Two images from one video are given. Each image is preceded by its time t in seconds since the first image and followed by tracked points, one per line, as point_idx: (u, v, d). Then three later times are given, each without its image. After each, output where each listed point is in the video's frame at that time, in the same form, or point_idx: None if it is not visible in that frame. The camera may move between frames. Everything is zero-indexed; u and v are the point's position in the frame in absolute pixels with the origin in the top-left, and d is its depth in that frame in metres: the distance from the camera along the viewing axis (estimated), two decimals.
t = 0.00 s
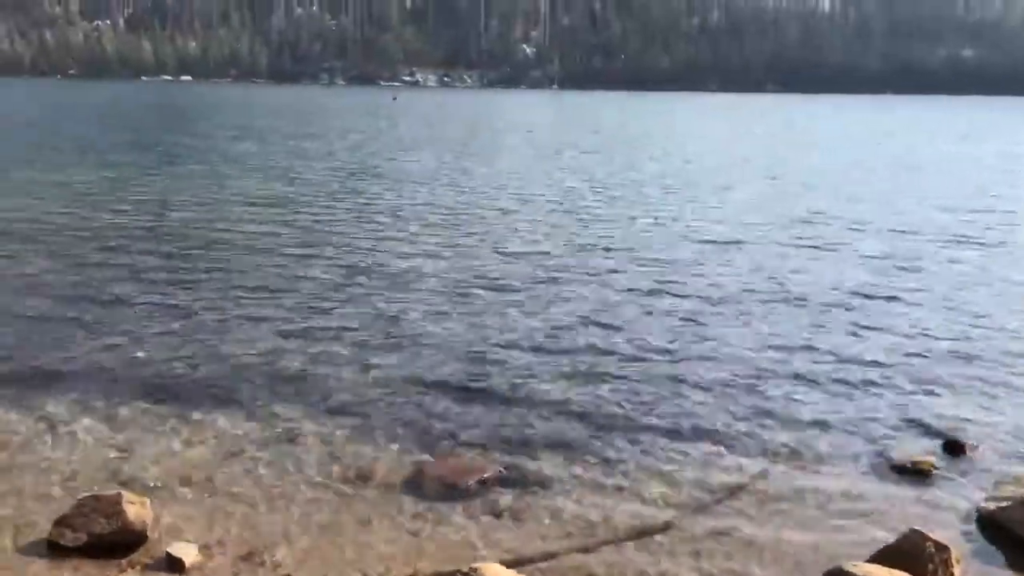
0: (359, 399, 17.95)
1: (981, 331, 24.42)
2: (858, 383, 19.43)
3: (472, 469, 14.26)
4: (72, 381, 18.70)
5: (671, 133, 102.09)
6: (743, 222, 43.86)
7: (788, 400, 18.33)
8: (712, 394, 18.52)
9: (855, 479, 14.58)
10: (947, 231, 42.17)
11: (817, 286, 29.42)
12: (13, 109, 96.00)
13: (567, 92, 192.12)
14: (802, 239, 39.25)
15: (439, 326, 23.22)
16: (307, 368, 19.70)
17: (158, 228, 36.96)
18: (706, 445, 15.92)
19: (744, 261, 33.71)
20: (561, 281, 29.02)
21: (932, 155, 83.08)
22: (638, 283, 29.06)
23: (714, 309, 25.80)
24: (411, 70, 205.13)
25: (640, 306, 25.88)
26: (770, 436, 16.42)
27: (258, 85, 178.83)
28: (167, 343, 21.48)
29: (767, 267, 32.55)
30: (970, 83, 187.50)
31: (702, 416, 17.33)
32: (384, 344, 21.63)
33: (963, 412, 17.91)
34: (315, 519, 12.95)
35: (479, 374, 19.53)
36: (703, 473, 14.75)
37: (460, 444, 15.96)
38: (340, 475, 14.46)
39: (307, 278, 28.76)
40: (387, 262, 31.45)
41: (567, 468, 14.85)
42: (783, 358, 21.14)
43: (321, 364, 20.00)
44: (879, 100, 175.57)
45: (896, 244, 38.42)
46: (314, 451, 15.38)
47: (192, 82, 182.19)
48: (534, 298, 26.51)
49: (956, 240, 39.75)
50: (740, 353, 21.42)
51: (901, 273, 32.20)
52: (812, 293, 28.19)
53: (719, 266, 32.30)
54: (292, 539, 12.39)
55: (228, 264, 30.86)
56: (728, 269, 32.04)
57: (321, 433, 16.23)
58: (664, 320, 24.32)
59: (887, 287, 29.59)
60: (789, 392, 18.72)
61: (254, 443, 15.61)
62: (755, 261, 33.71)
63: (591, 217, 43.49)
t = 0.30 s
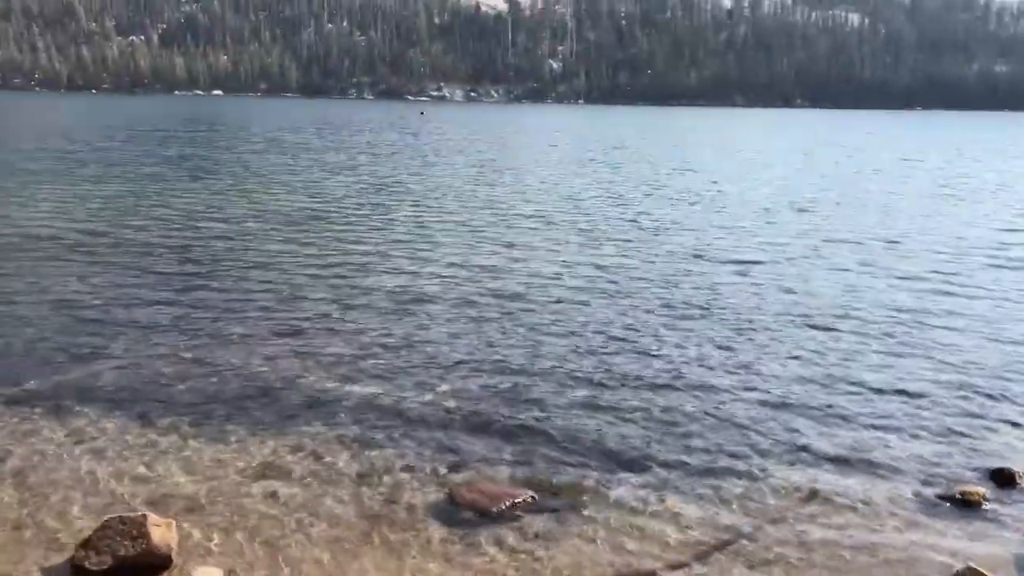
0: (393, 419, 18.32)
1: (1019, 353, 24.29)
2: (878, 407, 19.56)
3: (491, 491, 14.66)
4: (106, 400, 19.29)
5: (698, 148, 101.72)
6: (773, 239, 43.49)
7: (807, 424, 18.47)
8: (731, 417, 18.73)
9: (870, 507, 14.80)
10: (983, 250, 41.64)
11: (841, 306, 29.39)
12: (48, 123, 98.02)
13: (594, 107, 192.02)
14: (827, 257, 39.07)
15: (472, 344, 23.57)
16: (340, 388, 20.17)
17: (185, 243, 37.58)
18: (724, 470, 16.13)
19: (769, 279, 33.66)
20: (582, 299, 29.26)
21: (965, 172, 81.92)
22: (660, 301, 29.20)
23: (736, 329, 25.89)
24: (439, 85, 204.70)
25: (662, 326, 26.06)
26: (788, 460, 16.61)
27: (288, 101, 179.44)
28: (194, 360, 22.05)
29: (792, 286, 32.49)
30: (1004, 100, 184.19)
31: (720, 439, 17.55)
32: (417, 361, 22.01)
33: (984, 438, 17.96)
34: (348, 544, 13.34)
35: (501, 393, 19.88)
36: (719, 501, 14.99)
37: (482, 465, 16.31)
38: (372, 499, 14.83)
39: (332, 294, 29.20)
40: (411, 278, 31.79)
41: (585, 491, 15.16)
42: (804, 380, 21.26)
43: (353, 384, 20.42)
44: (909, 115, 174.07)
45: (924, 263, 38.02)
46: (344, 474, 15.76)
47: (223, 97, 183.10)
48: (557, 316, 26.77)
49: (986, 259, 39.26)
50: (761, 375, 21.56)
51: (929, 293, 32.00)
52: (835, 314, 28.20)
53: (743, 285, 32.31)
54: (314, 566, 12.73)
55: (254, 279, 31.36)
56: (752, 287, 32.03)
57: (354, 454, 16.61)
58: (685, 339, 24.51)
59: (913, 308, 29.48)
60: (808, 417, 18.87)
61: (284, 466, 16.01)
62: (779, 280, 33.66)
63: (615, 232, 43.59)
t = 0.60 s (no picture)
0: (417, 450, 18.16)
1: None
2: (913, 442, 19.19)
3: (518, 528, 14.42)
4: (128, 427, 19.24)
5: (719, 174, 101.20)
6: (798, 265, 42.93)
7: (831, 461, 18.02)
8: (754, 454, 18.29)
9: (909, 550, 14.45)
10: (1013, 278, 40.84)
11: (866, 336, 28.80)
12: (72, 148, 99.20)
13: (614, 132, 192.02)
14: (851, 285, 38.44)
15: (497, 374, 23.41)
16: (364, 418, 20.02)
17: (201, 267, 37.51)
18: (746, 509, 15.75)
19: (792, 308, 33.08)
20: (600, 329, 28.86)
21: (992, 198, 80.71)
22: (679, 330, 28.76)
23: (758, 362, 25.38)
24: (459, 111, 205.47)
25: (682, 358, 25.63)
26: (814, 498, 16.28)
27: (310, 126, 180.55)
28: (207, 388, 21.91)
29: (815, 316, 31.88)
30: None
31: (743, 476, 17.15)
32: (440, 392, 21.88)
33: (1017, 479, 17.45)
34: None
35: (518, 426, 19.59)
36: (752, 540, 14.67)
37: (498, 501, 15.99)
38: (396, 534, 14.60)
39: (347, 322, 28.99)
40: (426, 306, 31.48)
41: (607, 529, 14.91)
42: (831, 414, 20.89)
43: (377, 413, 20.30)
44: (932, 141, 172.61)
45: (953, 292, 37.40)
46: (368, 507, 15.57)
47: (246, 122, 184.49)
48: (574, 347, 26.42)
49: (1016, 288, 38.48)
50: (783, 410, 21.10)
51: (956, 323, 31.28)
52: (861, 344, 27.62)
53: (765, 315, 31.76)
54: None
55: (268, 306, 31.16)
56: (774, 317, 31.47)
57: (377, 486, 16.44)
58: (706, 372, 24.06)
59: (941, 338, 28.82)
60: (834, 454, 18.40)
61: (306, 498, 15.84)
62: (802, 309, 33.05)
63: (635, 258, 43.15)
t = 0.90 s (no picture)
0: (432, 477, 17.44)
1: None
2: (952, 473, 18.32)
3: (539, 560, 13.62)
4: (134, 453, 18.60)
5: (733, 192, 100.49)
6: (818, 284, 42.06)
7: (861, 492, 17.19)
8: (778, 485, 17.50)
9: None
10: None
11: (889, 358, 27.81)
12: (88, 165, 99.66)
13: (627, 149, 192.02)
14: (873, 303, 37.40)
15: (513, 396, 22.72)
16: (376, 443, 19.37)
17: (204, 286, 36.94)
18: (778, 545, 14.93)
19: (815, 327, 32.11)
20: (614, 350, 28.01)
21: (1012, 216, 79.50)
22: (697, 352, 27.87)
23: (778, 385, 24.47)
24: (473, 128, 206.48)
25: (700, 381, 24.71)
26: (851, 534, 15.44)
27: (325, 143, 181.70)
28: (211, 412, 21.37)
29: (836, 335, 30.86)
30: None
31: (767, 509, 16.36)
32: (455, 415, 21.21)
33: None
34: None
35: (531, 453, 18.87)
36: None
37: (510, 533, 15.26)
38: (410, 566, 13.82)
39: (354, 343, 28.26)
40: (431, 327, 30.62)
41: (634, 565, 14.10)
42: (863, 441, 20.04)
43: (390, 438, 19.65)
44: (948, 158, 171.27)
45: (980, 311, 36.38)
46: (381, 536, 14.83)
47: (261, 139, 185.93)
48: (588, 369, 25.53)
49: None
50: (807, 437, 20.21)
51: (983, 346, 30.23)
52: (886, 366, 26.60)
53: (785, 334, 30.75)
54: None
55: (269, 326, 30.41)
56: (793, 336, 30.54)
57: (391, 516, 15.68)
58: (725, 396, 23.18)
59: (969, 361, 27.80)
60: (861, 484, 17.62)
61: (316, 528, 15.10)
62: (822, 328, 32.05)
63: (648, 278, 42.29)
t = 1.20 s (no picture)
0: (452, 498, 17.22)
1: None
2: (988, 501, 17.74)
3: None
4: (155, 467, 18.58)
5: (756, 206, 99.57)
6: (841, 300, 41.37)
7: (891, 520, 16.60)
8: (805, 511, 17.01)
9: None
10: None
11: (917, 379, 27.10)
12: (111, 180, 101.15)
13: (648, 164, 191.66)
14: (899, 321, 36.51)
15: (531, 415, 22.46)
16: (394, 461, 19.17)
17: (219, 301, 36.75)
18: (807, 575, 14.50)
19: (840, 345, 31.51)
20: (632, 370, 27.42)
21: None
22: (718, 373, 27.23)
23: (803, 407, 23.82)
24: (494, 143, 207.27)
25: (721, 403, 24.10)
26: (881, 565, 14.96)
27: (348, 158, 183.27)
28: (225, 429, 21.14)
29: (863, 354, 30.17)
30: None
31: (793, 538, 15.80)
32: (473, 435, 20.96)
33: None
34: None
35: (548, 477, 18.44)
36: None
37: (528, 560, 14.82)
38: None
39: (367, 361, 27.85)
40: (444, 345, 30.08)
41: None
42: (893, 465, 19.47)
43: (409, 457, 19.43)
44: (975, 172, 168.81)
45: (1011, 330, 35.44)
46: (400, 558, 14.62)
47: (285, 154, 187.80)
48: (607, 391, 24.99)
49: None
50: (833, 462, 19.58)
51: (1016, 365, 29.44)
52: (913, 387, 25.83)
53: (811, 353, 30.10)
54: None
55: (280, 342, 30.06)
56: (817, 356, 29.79)
57: (409, 537, 15.45)
58: (747, 419, 22.55)
59: (1002, 382, 27.07)
60: (891, 510, 17.09)
61: (334, 549, 14.81)
62: (848, 347, 31.37)
63: (667, 294, 41.58)
